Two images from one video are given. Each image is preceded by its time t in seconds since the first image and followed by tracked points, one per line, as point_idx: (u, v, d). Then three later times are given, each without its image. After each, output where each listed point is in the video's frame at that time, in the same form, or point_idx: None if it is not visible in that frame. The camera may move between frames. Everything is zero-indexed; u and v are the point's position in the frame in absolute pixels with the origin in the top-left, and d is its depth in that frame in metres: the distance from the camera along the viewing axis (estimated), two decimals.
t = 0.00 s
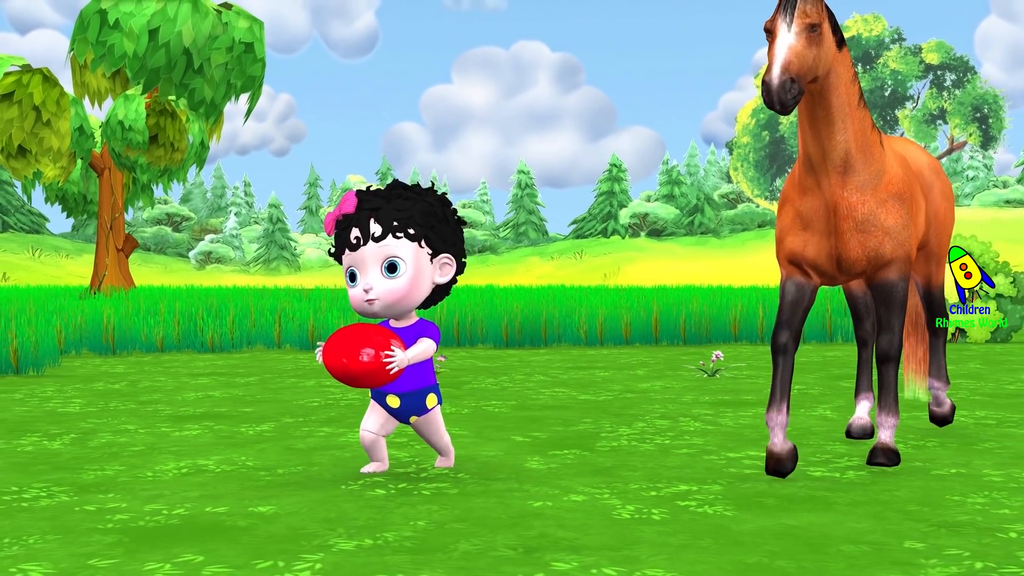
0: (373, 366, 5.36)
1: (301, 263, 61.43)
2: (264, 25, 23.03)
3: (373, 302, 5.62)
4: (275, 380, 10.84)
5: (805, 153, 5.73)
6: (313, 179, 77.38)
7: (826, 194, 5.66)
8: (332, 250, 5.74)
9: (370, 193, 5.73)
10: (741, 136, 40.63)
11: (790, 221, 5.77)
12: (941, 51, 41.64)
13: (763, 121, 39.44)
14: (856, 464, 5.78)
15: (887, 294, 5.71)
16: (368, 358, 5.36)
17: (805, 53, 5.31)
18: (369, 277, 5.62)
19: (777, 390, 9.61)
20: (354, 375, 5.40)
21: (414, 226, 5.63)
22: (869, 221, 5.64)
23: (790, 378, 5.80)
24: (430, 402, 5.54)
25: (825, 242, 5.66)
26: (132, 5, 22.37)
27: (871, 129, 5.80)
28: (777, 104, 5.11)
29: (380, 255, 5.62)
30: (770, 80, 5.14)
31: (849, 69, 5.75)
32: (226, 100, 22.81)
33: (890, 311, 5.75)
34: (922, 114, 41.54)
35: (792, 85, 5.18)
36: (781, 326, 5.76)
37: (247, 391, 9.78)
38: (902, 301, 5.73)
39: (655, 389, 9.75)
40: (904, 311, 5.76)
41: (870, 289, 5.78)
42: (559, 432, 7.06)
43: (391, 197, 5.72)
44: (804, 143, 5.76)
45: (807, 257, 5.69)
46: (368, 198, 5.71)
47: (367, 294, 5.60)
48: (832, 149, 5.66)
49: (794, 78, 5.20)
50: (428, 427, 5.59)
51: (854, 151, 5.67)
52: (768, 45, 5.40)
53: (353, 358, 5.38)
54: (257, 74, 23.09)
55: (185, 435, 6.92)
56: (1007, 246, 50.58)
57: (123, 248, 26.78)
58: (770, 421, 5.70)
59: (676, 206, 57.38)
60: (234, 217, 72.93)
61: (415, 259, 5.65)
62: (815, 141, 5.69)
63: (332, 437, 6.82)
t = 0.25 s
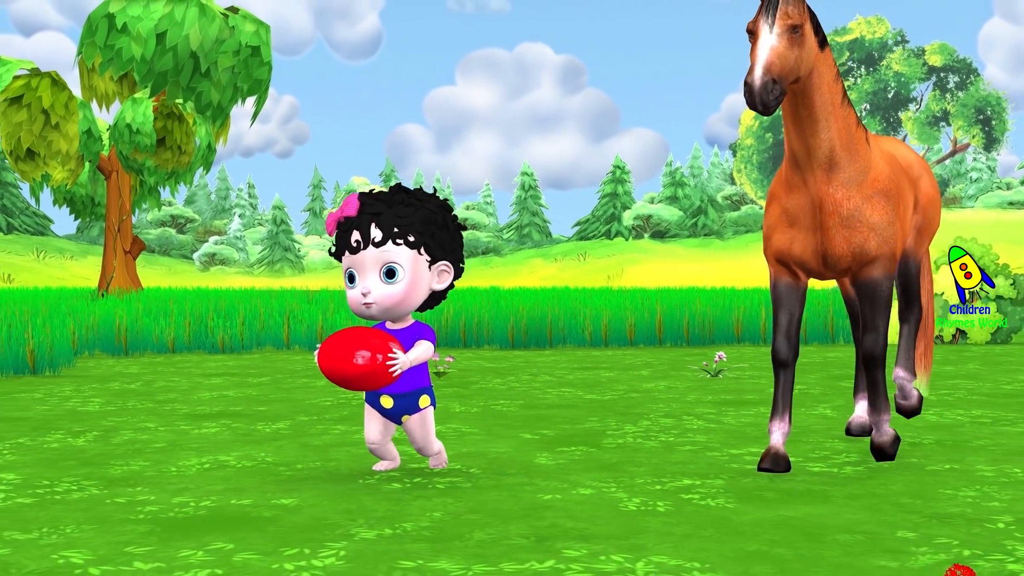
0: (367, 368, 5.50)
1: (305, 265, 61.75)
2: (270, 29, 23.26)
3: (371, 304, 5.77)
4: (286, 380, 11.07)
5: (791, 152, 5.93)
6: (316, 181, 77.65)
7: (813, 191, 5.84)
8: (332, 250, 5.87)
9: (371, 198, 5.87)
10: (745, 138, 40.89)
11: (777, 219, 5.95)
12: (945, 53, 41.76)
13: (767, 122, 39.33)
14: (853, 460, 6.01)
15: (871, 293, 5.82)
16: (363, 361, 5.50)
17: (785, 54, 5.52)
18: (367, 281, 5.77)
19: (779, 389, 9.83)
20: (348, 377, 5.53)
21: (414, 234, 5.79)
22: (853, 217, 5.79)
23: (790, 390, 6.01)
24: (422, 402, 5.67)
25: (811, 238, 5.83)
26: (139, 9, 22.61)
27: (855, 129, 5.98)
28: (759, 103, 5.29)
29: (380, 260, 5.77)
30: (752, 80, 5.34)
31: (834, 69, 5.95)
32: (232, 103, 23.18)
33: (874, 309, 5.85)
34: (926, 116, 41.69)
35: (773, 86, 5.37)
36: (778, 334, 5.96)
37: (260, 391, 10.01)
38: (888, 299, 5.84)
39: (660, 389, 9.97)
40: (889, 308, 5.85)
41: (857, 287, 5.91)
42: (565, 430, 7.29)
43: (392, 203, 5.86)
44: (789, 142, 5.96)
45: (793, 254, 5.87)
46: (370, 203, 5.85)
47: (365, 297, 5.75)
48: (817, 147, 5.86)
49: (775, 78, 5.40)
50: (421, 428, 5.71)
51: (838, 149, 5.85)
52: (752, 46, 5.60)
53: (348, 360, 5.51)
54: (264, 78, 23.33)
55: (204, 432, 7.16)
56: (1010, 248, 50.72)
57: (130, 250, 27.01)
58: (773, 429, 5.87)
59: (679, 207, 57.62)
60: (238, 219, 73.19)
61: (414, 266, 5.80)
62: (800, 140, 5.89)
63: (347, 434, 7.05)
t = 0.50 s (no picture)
0: (363, 357, 5.63)
1: (309, 266, 61.98)
2: (275, 32, 23.52)
3: (387, 302, 5.94)
4: (296, 380, 11.27)
5: (783, 157, 6.12)
6: (319, 183, 77.87)
7: (803, 194, 6.01)
8: (359, 239, 5.97)
9: (409, 198, 5.96)
10: (747, 139, 41.02)
11: (770, 222, 6.14)
12: (947, 55, 38.79)
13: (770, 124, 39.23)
14: (851, 456, 6.19)
15: (855, 296, 5.90)
16: (360, 350, 5.64)
17: (780, 59, 5.69)
18: (388, 281, 5.92)
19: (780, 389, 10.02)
20: (347, 364, 5.70)
21: (444, 245, 5.95)
22: (842, 219, 5.92)
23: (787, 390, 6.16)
24: (422, 396, 5.80)
25: (801, 240, 5.99)
26: (146, 12, 22.80)
27: (848, 134, 6.14)
28: (754, 109, 5.51)
29: (406, 264, 5.92)
30: (748, 86, 5.54)
31: (826, 77, 6.15)
32: (238, 106, 23.39)
33: (858, 313, 5.91)
34: (928, 119, 38.70)
35: (769, 92, 5.57)
36: (773, 332, 6.18)
37: (271, 390, 10.21)
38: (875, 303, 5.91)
39: (664, 389, 10.16)
40: (873, 312, 5.93)
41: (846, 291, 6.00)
42: (571, 428, 7.49)
43: (430, 207, 5.98)
44: (781, 147, 6.15)
45: (785, 257, 6.06)
46: (407, 204, 5.95)
47: (384, 295, 5.91)
48: (807, 151, 6.04)
49: (770, 84, 5.60)
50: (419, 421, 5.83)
51: (828, 152, 6.03)
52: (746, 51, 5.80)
53: (347, 348, 5.68)
54: (270, 80, 23.56)
55: (220, 430, 7.36)
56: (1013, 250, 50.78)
57: (137, 251, 27.21)
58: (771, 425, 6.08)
59: (682, 209, 57.79)
60: (242, 220, 73.43)
61: (438, 275, 5.98)
62: (791, 144, 6.08)
63: (359, 432, 7.26)
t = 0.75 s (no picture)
0: (376, 357, 5.78)
1: (312, 268, 62.21)
2: (281, 36, 23.83)
3: (415, 308, 6.09)
4: (307, 381, 11.49)
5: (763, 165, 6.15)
6: (324, 184, 78.13)
7: (782, 203, 6.05)
8: (397, 241, 6.11)
9: (455, 212, 6.14)
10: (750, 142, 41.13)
11: (754, 232, 6.24)
12: (951, 57, 36.36)
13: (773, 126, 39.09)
14: (849, 454, 6.41)
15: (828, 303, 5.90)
16: (374, 351, 5.79)
17: (765, 67, 5.71)
18: (420, 286, 6.07)
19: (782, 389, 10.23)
20: (362, 364, 5.84)
21: (479, 263, 6.13)
22: (820, 228, 5.94)
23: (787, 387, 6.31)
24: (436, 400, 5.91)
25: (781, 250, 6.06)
26: (154, 16, 23.06)
27: (830, 142, 6.14)
28: (739, 116, 5.52)
29: (441, 275, 6.08)
30: (733, 93, 5.56)
31: (810, 84, 6.13)
32: (244, 108, 23.50)
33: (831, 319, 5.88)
34: (930, 120, 36.14)
35: (755, 99, 5.59)
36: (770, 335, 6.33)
37: (284, 391, 10.43)
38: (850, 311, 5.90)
39: (668, 389, 10.37)
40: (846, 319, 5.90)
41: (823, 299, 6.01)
42: (578, 427, 7.70)
43: (472, 224, 6.16)
44: (762, 155, 6.18)
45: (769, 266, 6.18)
46: (452, 217, 6.12)
47: (413, 300, 6.07)
48: (786, 159, 6.05)
49: (756, 92, 5.61)
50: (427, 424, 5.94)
51: (807, 161, 6.03)
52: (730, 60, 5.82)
53: (363, 349, 5.82)
54: (276, 84, 23.84)
55: (238, 428, 7.58)
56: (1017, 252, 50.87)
57: (144, 253, 27.44)
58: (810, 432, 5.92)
59: (686, 211, 57.99)
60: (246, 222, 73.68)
61: (467, 291, 6.14)
62: (771, 152, 6.11)
63: (372, 431, 7.47)
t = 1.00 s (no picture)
0: (373, 362, 5.74)
1: (315, 270, 62.49)
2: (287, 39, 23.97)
3: (403, 304, 6.08)
4: (316, 381, 11.69)
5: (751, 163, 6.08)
6: (328, 186, 78.44)
7: (771, 200, 5.99)
8: (378, 242, 6.14)
9: (432, 206, 6.17)
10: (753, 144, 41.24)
11: (744, 229, 6.20)
12: (954, 58, 36.51)
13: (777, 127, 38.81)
14: (848, 450, 6.60)
15: (822, 302, 5.87)
16: (371, 355, 5.74)
17: (751, 67, 5.62)
18: (405, 282, 6.08)
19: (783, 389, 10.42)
20: (359, 368, 5.79)
21: (461, 252, 6.15)
22: (810, 226, 5.90)
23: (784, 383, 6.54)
24: (433, 400, 5.94)
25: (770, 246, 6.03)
26: (161, 19, 23.25)
27: (818, 138, 6.06)
28: (725, 116, 5.44)
29: (424, 268, 6.09)
30: (718, 94, 5.47)
31: (797, 81, 6.04)
32: (249, 111, 23.85)
33: (826, 319, 5.87)
34: (933, 121, 36.29)
35: (739, 99, 5.50)
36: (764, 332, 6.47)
37: (294, 390, 10.62)
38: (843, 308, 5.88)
39: (671, 389, 10.56)
40: (840, 319, 5.89)
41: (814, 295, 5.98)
42: (583, 426, 7.89)
43: (449, 216, 6.18)
44: (750, 152, 6.10)
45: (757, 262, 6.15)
46: (430, 211, 6.15)
47: (400, 297, 6.07)
48: (774, 157, 5.98)
49: (740, 92, 5.52)
50: (425, 425, 5.96)
51: (795, 159, 5.96)
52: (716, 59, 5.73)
53: (359, 353, 5.77)
54: (281, 87, 24.00)
55: (252, 426, 7.78)
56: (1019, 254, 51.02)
57: (150, 255, 27.61)
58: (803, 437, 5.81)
59: (688, 212, 58.22)
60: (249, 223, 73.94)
61: (452, 281, 6.16)
62: (760, 150, 6.02)
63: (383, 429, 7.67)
